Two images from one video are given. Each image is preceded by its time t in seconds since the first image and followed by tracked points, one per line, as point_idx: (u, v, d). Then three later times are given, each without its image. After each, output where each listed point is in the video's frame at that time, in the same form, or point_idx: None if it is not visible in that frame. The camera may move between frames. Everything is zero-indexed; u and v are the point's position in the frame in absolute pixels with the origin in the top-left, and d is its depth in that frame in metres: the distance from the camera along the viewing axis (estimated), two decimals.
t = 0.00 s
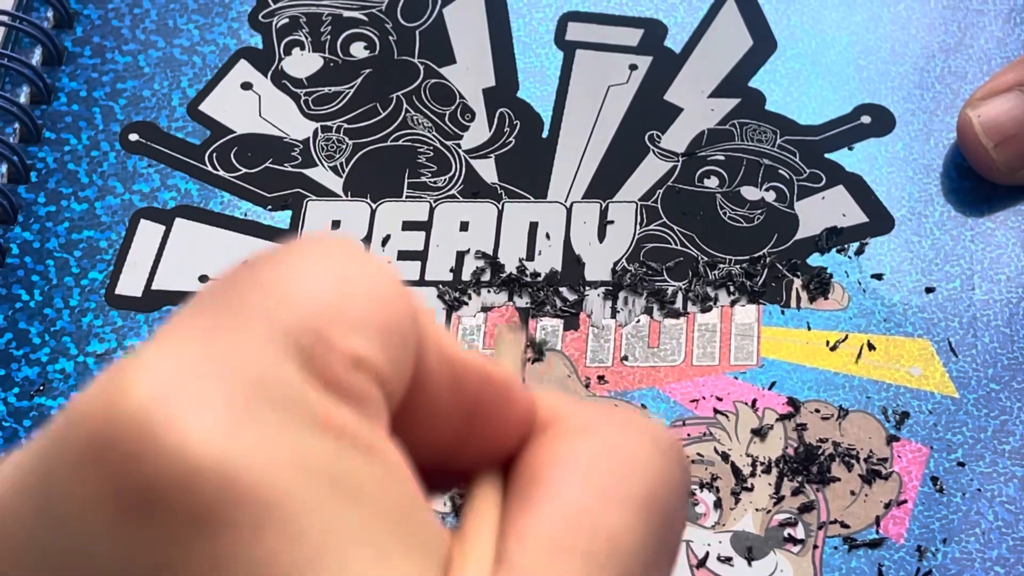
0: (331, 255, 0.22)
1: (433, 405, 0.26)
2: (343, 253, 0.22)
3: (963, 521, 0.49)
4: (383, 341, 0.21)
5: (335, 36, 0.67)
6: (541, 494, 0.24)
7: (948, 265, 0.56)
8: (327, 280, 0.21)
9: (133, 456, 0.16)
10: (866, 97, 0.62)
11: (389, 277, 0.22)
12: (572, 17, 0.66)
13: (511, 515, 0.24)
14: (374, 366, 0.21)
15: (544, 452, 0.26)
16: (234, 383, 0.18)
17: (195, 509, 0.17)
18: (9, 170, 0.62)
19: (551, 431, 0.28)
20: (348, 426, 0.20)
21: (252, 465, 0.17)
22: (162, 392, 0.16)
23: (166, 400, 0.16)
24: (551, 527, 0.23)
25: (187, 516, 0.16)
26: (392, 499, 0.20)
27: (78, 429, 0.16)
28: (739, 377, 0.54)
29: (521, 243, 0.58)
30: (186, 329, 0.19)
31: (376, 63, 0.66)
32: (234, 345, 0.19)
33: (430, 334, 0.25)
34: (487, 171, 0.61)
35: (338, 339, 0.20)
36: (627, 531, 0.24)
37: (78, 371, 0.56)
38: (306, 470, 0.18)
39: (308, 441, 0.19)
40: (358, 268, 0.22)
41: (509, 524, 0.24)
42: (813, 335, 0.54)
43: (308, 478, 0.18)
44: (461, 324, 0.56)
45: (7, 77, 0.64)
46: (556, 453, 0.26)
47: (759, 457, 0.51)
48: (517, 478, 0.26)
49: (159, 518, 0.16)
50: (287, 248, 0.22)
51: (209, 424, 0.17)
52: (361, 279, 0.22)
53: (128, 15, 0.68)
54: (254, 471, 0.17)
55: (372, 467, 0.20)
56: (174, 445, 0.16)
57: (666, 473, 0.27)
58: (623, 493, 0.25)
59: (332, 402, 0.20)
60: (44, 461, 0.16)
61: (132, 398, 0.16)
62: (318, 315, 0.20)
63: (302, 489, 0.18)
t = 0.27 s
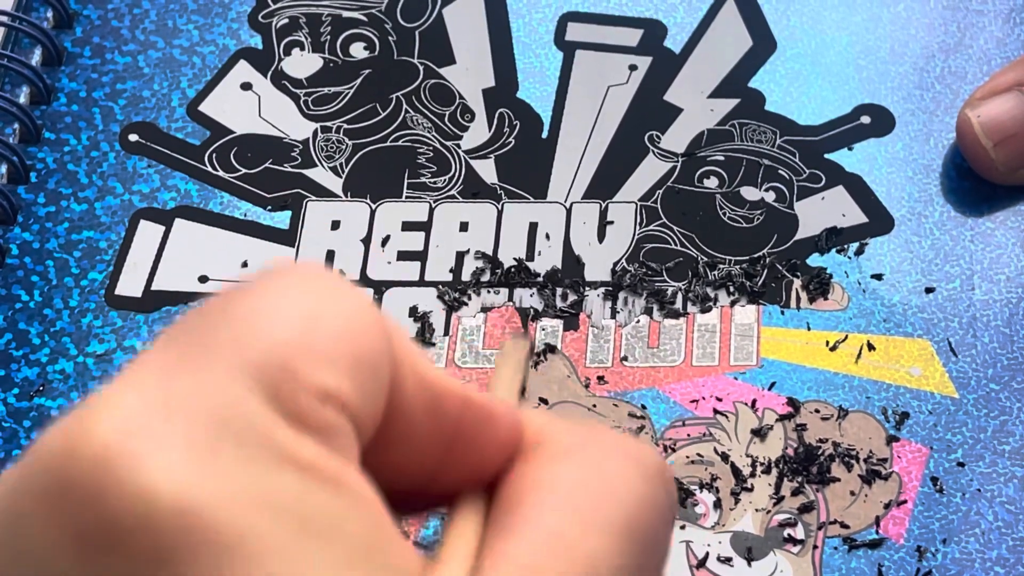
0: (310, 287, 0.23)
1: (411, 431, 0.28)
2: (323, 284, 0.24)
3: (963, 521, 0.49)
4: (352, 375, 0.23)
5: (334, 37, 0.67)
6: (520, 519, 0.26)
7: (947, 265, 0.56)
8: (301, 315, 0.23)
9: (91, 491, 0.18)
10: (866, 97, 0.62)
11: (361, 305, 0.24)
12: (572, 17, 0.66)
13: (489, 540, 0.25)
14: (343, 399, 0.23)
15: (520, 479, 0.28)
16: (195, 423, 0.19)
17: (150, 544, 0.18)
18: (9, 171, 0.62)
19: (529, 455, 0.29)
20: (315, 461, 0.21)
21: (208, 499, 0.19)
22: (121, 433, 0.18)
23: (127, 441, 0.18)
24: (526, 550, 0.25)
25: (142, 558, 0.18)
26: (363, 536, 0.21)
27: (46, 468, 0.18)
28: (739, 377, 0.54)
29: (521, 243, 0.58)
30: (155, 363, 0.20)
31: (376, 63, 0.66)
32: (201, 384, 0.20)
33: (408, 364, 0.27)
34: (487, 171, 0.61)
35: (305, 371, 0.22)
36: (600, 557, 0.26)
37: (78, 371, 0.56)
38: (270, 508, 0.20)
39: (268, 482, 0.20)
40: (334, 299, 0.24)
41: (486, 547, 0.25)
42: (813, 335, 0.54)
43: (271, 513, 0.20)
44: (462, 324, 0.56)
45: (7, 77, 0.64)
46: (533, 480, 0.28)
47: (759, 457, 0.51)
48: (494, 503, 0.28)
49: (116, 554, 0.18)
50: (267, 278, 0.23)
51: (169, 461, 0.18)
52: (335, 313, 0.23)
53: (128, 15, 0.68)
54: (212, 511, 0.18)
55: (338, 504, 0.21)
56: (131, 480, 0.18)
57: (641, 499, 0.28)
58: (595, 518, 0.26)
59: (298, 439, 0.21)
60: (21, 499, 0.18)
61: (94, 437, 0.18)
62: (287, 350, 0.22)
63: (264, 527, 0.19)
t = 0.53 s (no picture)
0: (320, 280, 0.24)
1: (422, 429, 0.29)
2: (335, 277, 0.25)
3: (962, 521, 0.49)
4: (361, 369, 0.24)
5: (334, 36, 0.67)
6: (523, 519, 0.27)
7: (947, 265, 0.56)
8: (313, 307, 0.23)
9: (101, 486, 0.18)
10: (866, 97, 0.62)
11: (370, 297, 0.25)
12: (572, 17, 0.66)
13: (496, 536, 0.27)
14: (354, 391, 0.24)
15: (527, 475, 0.29)
16: (206, 420, 0.20)
17: (163, 531, 0.19)
18: (9, 170, 0.62)
19: (534, 454, 0.31)
20: (326, 456, 0.23)
21: (218, 495, 0.19)
22: (132, 425, 0.19)
23: (136, 434, 0.19)
24: (536, 546, 0.26)
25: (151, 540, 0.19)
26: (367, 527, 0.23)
27: (50, 463, 0.19)
28: (738, 377, 0.54)
29: (521, 243, 0.58)
30: (163, 354, 0.21)
31: (376, 63, 0.66)
32: (206, 369, 0.21)
33: (416, 356, 0.28)
34: (487, 171, 0.61)
35: (315, 366, 0.23)
36: (603, 550, 0.27)
37: (78, 371, 0.55)
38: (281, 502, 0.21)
39: (278, 475, 0.21)
40: (345, 293, 0.24)
41: (495, 543, 0.27)
42: (812, 335, 0.54)
43: (275, 506, 0.21)
44: (462, 324, 0.56)
45: (7, 77, 0.64)
46: (538, 480, 0.29)
47: (759, 457, 0.51)
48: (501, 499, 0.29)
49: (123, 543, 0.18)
50: (275, 268, 0.24)
51: (178, 455, 0.19)
52: (345, 304, 0.24)
53: (128, 15, 0.68)
54: (220, 499, 0.19)
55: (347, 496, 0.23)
56: (142, 472, 0.19)
57: (640, 493, 0.30)
58: (597, 516, 0.28)
59: (307, 428, 0.22)
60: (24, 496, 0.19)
61: (102, 429, 0.19)
62: (299, 342, 0.23)
63: (274, 516, 0.21)
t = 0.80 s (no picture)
0: (327, 264, 0.23)
1: (431, 403, 0.28)
2: (345, 257, 0.24)
3: (962, 520, 0.49)
4: (374, 345, 0.23)
5: (334, 36, 0.67)
6: (538, 496, 0.25)
7: (947, 265, 0.56)
8: (321, 287, 0.22)
9: (115, 460, 0.18)
10: (866, 97, 0.62)
11: (383, 278, 0.24)
12: (572, 17, 0.66)
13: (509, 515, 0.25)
14: (363, 365, 0.23)
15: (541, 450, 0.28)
16: (217, 390, 0.20)
17: (172, 506, 0.19)
18: (9, 170, 0.62)
19: (546, 434, 0.29)
20: (333, 429, 0.22)
21: (230, 464, 0.19)
22: (144, 398, 0.19)
23: (146, 405, 0.19)
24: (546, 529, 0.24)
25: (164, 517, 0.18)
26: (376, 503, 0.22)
27: (69, 432, 0.19)
28: (738, 377, 0.54)
29: (521, 242, 0.58)
30: (172, 338, 0.20)
31: (375, 63, 0.66)
32: (221, 347, 0.20)
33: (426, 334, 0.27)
34: (486, 171, 0.61)
35: (327, 342, 0.22)
36: (623, 534, 0.25)
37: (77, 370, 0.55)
38: (288, 476, 0.20)
39: (278, 440, 0.20)
40: (352, 270, 0.23)
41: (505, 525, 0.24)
42: (812, 334, 0.54)
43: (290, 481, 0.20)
44: (462, 324, 0.56)
45: (6, 77, 0.64)
46: (552, 455, 0.27)
47: (758, 457, 0.51)
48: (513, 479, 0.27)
49: (139, 520, 0.18)
50: (284, 251, 0.23)
51: (187, 427, 0.19)
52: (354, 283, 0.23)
53: (127, 14, 0.68)
54: (232, 472, 0.19)
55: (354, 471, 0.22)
56: (154, 444, 0.18)
57: (665, 479, 0.27)
58: (618, 496, 0.26)
59: (317, 403, 0.22)
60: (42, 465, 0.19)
61: (117, 404, 0.19)
62: (307, 321, 0.22)
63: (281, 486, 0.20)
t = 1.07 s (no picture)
0: (316, 232, 0.22)
1: (422, 374, 0.26)
2: (336, 226, 0.23)
3: (962, 520, 0.49)
4: (364, 311, 0.22)
5: (334, 36, 0.67)
6: (528, 466, 0.24)
7: (947, 265, 0.56)
8: (312, 254, 0.22)
9: (107, 422, 0.17)
10: (866, 97, 0.62)
11: (374, 247, 0.23)
12: (572, 16, 0.66)
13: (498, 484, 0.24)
14: (354, 332, 0.22)
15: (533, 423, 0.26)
16: (208, 353, 0.18)
17: (167, 469, 0.17)
18: (9, 169, 0.62)
19: (537, 406, 0.28)
20: (322, 393, 0.20)
21: (228, 428, 0.18)
22: (135, 362, 0.17)
23: (140, 368, 0.17)
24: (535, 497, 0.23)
25: (160, 486, 0.17)
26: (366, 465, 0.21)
27: (56, 394, 0.17)
28: (738, 377, 0.54)
29: (521, 242, 0.58)
30: (165, 300, 0.19)
31: (375, 62, 0.66)
32: (209, 308, 0.19)
33: (418, 304, 0.26)
34: (486, 170, 0.61)
35: (317, 307, 0.21)
36: (611, 504, 0.24)
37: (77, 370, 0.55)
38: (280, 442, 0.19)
39: (275, 406, 0.19)
40: (344, 239, 0.22)
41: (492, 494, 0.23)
42: (812, 334, 0.54)
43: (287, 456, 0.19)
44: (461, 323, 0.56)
45: (6, 76, 0.64)
46: (544, 427, 0.26)
47: (758, 456, 0.51)
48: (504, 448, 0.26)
49: (130, 488, 0.17)
50: (278, 220, 0.22)
51: (181, 393, 0.17)
52: (347, 250, 0.22)
53: (127, 14, 0.68)
54: (233, 436, 0.18)
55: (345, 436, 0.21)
56: (146, 413, 0.17)
57: (654, 450, 0.27)
58: (609, 467, 0.25)
59: (309, 367, 0.20)
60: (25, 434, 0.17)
61: (108, 368, 0.17)
62: (299, 287, 0.21)
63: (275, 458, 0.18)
